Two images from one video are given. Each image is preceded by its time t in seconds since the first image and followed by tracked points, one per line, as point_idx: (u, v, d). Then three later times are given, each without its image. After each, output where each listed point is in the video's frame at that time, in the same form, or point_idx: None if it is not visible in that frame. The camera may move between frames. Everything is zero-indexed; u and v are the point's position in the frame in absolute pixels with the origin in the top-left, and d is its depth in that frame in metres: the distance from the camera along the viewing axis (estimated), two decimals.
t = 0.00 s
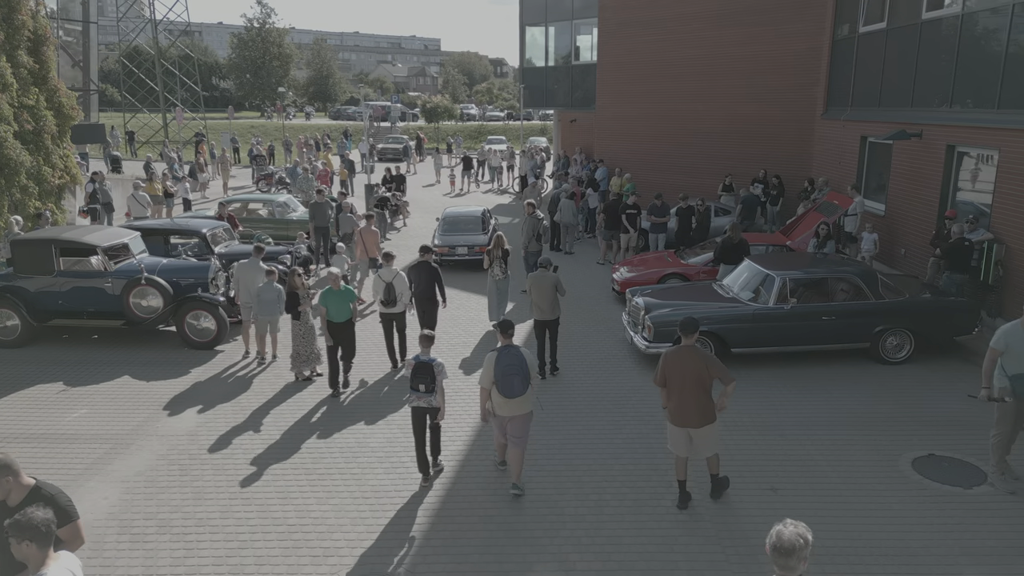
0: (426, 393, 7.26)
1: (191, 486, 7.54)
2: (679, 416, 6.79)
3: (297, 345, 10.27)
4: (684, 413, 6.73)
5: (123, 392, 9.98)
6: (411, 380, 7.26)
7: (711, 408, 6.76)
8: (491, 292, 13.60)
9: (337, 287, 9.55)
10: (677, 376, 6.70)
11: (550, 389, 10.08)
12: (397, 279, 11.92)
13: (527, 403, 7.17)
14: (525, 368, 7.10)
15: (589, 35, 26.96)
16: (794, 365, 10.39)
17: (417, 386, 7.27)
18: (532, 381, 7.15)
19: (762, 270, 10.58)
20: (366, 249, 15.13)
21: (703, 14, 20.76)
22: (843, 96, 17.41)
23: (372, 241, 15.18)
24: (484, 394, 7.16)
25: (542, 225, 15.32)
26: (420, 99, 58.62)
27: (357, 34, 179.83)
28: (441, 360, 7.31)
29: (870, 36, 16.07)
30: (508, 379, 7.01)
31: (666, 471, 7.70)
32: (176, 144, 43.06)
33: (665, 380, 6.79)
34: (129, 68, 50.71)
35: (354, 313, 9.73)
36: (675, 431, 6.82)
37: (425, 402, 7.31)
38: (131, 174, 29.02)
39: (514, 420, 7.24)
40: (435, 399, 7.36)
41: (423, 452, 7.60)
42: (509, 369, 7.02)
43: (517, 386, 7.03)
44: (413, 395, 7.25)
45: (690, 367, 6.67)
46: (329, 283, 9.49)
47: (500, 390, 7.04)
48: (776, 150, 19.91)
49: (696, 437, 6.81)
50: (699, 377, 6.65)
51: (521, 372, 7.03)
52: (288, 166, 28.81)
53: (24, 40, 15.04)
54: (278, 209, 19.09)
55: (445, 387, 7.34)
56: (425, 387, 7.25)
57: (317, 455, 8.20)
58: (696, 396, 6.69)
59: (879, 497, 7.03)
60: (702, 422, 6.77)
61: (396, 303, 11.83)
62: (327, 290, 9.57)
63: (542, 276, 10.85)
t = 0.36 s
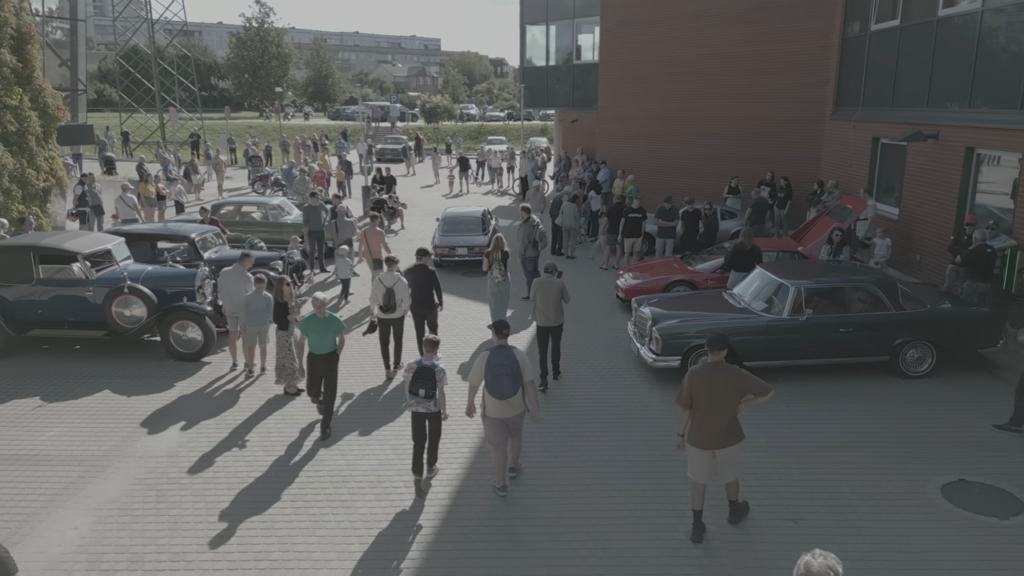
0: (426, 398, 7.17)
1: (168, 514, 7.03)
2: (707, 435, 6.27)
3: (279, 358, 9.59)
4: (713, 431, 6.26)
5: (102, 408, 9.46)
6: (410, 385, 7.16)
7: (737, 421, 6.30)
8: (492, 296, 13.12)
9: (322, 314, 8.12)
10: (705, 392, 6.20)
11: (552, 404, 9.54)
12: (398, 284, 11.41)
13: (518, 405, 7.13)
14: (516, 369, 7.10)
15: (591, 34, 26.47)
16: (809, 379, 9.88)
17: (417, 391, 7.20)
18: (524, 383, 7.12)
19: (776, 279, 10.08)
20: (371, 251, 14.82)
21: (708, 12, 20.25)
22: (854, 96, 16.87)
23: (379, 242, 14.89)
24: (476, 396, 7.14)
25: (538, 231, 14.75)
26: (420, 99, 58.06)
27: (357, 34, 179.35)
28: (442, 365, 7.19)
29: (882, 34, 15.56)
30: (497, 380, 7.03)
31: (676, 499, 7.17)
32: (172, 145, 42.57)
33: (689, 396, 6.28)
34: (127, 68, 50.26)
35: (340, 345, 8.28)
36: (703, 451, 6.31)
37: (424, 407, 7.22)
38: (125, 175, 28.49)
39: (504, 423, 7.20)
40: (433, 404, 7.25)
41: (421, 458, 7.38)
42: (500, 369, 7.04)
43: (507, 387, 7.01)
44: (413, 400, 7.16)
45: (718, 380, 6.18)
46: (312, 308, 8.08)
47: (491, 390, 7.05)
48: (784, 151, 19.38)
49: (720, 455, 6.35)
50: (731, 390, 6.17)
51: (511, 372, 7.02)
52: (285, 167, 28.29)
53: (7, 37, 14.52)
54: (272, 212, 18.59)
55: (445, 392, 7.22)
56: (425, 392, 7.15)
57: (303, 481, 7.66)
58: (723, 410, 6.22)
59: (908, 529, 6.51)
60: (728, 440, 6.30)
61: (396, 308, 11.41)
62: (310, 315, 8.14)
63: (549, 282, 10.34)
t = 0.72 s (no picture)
0: (423, 403, 7.07)
1: (141, 546, 6.51)
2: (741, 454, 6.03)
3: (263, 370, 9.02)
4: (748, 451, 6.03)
5: (79, 426, 8.94)
6: (407, 391, 7.05)
7: (773, 443, 6.04)
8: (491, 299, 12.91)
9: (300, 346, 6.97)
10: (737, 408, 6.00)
11: (555, 420, 9.00)
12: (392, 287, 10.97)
13: (521, 409, 7.03)
14: (521, 371, 6.98)
15: (593, 32, 25.96)
16: (826, 394, 9.36)
17: (414, 396, 7.10)
18: (527, 386, 7.01)
19: (790, 288, 9.55)
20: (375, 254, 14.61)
21: (714, 9, 19.73)
22: (866, 95, 16.31)
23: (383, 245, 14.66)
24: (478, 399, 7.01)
25: (537, 235, 14.19)
26: (419, 99, 57.41)
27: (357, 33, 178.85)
28: (438, 370, 7.05)
29: (895, 31, 15.04)
30: (501, 382, 6.90)
31: (690, 531, 6.63)
32: (168, 144, 42.02)
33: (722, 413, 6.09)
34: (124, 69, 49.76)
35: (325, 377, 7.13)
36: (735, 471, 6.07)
37: (421, 412, 7.12)
38: (119, 176, 27.98)
39: (508, 426, 7.08)
40: (432, 409, 7.15)
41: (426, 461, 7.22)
42: (505, 372, 6.91)
43: (512, 390, 6.89)
44: (411, 406, 7.07)
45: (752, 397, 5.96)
46: (289, 339, 6.94)
47: (494, 393, 6.93)
48: (792, 152, 18.82)
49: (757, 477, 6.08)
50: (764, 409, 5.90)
51: (516, 375, 6.90)
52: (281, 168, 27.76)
53: None
54: (266, 215, 18.07)
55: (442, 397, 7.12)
56: (422, 397, 7.04)
57: (287, 508, 7.11)
58: (759, 429, 6.00)
59: (944, 566, 5.98)
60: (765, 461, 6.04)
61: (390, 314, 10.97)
62: (288, 347, 6.99)
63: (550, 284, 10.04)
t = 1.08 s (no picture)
0: (418, 406, 7.03)
1: None
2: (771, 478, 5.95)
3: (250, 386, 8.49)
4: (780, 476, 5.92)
5: (54, 446, 8.42)
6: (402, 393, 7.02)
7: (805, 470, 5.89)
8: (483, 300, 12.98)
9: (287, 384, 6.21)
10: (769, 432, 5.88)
11: (560, 439, 8.48)
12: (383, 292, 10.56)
13: (524, 414, 6.95)
14: (523, 377, 6.89)
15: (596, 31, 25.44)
16: (845, 411, 8.86)
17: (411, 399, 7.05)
18: (529, 391, 6.93)
19: (808, 299, 9.03)
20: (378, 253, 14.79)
21: (720, 7, 19.23)
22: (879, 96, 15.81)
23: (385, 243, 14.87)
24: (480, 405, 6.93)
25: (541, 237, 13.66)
26: (419, 99, 56.82)
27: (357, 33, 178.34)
28: (433, 372, 7.04)
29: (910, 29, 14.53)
30: (504, 389, 6.80)
31: (707, 570, 6.11)
32: (165, 145, 41.49)
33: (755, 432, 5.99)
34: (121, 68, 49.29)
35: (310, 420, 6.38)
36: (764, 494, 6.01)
37: (417, 415, 7.05)
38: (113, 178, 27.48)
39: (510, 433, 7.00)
40: (428, 412, 7.09)
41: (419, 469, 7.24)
42: (507, 378, 6.81)
43: (514, 395, 6.81)
44: (407, 409, 7.01)
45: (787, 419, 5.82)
46: (275, 376, 6.16)
47: (497, 399, 6.84)
48: (801, 155, 18.32)
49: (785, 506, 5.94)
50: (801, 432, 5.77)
51: (518, 381, 6.82)
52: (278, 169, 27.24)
53: None
54: (259, 218, 17.55)
55: (438, 400, 7.09)
56: (417, 399, 7.00)
57: (270, 541, 6.57)
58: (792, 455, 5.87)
59: None
60: (795, 489, 5.88)
61: (381, 320, 10.41)
62: (271, 385, 6.22)
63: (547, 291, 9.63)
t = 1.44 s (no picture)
0: (422, 414, 6.85)
1: None
2: (796, 505, 5.51)
3: (236, 407, 7.94)
4: (805, 502, 5.48)
5: (25, 470, 7.91)
6: (405, 401, 6.83)
7: (834, 496, 5.47)
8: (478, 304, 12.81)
9: (281, 434, 5.33)
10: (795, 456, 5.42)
11: (564, 461, 7.93)
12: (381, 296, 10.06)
13: (517, 416, 6.91)
14: (516, 379, 6.85)
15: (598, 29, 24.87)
16: (868, 431, 8.35)
17: (413, 406, 6.88)
18: (523, 393, 6.89)
19: (829, 311, 8.51)
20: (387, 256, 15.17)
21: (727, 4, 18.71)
22: (893, 95, 15.27)
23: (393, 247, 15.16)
24: (473, 407, 6.90)
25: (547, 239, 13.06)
26: (419, 99, 56.27)
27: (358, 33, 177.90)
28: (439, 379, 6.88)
29: (925, 26, 14.00)
30: (496, 391, 6.78)
31: None
32: (162, 145, 41.01)
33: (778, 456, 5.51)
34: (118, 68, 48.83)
35: (307, 474, 5.49)
36: (789, 524, 5.58)
37: (420, 423, 6.88)
38: (107, 179, 26.99)
39: (503, 435, 6.96)
40: (431, 421, 6.92)
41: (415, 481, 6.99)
42: (499, 379, 6.79)
43: (507, 397, 6.77)
44: (409, 416, 6.84)
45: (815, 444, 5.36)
46: (268, 425, 5.25)
47: (489, 401, 6.80)
48: (811, 156, 17.79)
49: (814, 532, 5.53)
50: (828, 455, 5.35)
51: (510, 383, 6.78)
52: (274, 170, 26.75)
53: None
54: (253, 221, 17.04)
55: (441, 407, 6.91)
56: (421, 407, 6.82)
57: None
58: (821, 481, 5.43)
59: None
60: (824, 515, 5.48)
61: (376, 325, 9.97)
62: (262, 433, 5.36)
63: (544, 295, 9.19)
